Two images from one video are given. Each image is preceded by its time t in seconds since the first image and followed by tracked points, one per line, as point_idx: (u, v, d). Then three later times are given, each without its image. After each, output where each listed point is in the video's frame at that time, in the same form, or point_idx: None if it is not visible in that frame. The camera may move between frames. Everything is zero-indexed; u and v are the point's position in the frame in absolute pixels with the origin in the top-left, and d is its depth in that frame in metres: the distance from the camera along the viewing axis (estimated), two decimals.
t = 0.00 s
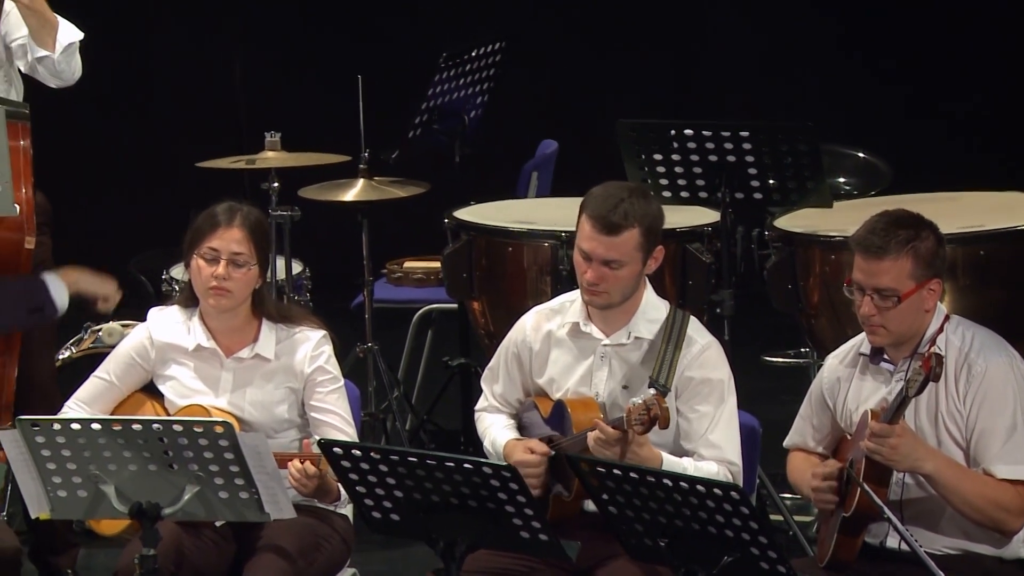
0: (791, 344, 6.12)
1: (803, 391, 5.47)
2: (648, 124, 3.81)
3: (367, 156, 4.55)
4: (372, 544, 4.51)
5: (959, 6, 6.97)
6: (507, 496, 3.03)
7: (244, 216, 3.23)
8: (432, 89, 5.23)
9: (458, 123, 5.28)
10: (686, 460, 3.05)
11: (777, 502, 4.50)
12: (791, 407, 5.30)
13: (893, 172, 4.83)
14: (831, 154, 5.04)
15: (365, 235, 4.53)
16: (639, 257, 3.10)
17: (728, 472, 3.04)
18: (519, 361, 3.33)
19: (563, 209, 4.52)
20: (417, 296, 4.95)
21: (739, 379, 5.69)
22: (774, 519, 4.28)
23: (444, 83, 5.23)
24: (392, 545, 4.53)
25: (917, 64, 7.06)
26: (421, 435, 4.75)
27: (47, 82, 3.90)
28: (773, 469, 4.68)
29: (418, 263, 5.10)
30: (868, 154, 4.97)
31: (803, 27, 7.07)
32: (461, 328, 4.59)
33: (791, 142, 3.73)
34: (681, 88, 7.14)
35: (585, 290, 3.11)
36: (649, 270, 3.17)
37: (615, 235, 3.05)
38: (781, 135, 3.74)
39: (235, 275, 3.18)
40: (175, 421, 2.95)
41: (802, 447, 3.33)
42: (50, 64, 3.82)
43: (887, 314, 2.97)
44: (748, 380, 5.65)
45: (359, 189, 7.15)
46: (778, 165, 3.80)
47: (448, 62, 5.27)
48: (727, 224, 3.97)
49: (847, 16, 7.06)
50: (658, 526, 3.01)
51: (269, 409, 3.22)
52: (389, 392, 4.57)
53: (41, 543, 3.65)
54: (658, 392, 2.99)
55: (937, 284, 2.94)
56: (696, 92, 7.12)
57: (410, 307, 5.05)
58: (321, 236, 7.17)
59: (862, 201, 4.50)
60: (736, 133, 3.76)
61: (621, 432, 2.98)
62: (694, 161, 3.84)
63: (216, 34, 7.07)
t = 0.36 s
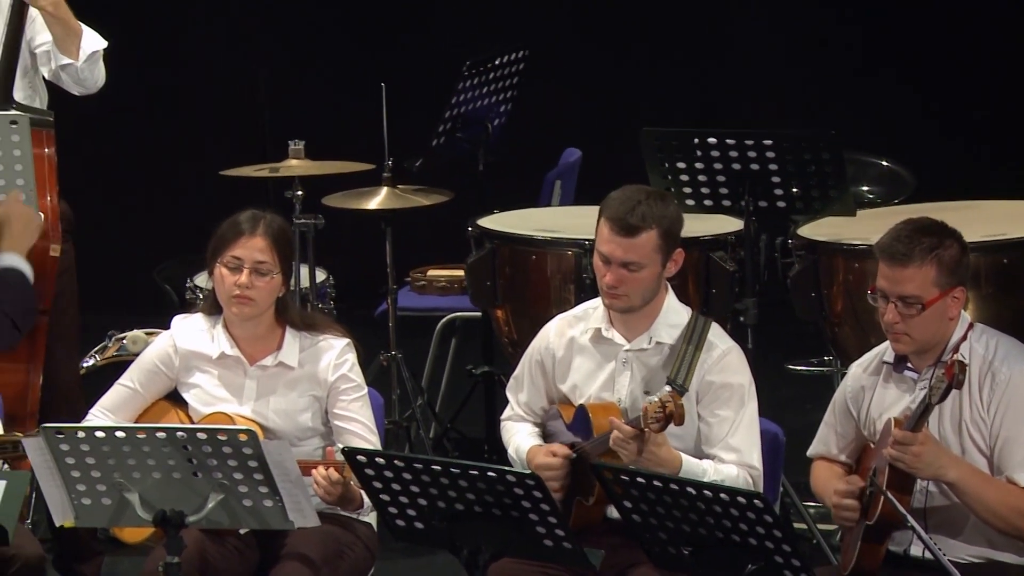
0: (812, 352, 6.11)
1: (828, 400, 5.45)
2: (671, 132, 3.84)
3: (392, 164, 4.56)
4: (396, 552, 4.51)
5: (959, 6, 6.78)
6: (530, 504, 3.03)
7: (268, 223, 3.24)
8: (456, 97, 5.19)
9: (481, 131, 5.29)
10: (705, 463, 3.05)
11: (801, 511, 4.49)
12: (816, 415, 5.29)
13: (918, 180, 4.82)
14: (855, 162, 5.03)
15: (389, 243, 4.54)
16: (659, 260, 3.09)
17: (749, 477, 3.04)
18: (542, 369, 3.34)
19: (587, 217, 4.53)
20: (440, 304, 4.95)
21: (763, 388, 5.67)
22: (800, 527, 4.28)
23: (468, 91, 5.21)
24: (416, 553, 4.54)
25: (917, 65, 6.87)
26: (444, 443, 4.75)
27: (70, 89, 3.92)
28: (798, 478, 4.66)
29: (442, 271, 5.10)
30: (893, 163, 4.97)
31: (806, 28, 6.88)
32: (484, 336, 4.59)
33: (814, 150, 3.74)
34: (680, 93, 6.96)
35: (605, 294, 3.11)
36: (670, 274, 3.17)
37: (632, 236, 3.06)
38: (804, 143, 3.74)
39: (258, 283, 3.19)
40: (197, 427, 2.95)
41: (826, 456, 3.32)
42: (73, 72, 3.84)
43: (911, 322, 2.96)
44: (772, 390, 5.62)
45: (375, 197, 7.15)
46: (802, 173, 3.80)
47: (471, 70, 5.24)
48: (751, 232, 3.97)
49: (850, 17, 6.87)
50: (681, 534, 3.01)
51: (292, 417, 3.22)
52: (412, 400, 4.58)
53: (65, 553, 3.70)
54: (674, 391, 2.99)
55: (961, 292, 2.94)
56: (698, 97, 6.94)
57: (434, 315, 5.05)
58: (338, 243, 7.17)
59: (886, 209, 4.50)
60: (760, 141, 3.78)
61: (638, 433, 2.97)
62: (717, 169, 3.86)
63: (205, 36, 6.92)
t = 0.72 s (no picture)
0: (831, 358, 6.11)
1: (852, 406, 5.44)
2: (695, 139, 3.86)
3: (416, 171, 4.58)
4: (421, 557, 4.52)
5: (959, 6, 6.55)
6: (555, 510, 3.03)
7: (291, 231, 3.24)
8: (480, 103, 5.24)
9: (506, 138, 5.31)
10: (733, 474, 3.05)
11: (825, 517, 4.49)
12: (841, 421, 5.28)
13: (942, 186, 4.83)
14: (878, 169, 5.04)
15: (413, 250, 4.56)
16: (686, 272, 3.10)
17: (774, 486, 3.05)
18: (566, 375, 3.34)
19: (611, 224, 4.54)
20: (464, 310, 4.96)
21: (787, 393, 5.67)
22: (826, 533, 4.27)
23: (492, 98, 5.26)
24: (441, 559, 4.54)
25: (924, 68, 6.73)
26: (469, 449, 4.76)
27: (93, 97, 3.91)
28: (824, 485, 4.65)
29: (466, 277, 5.11)
30: (917, 169, 4.97)
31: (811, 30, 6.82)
32: (509, 343, 4.59)
33: (838, 157, 3.75)
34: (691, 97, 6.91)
35: (634, 306, 3.12)
36: (697, 285, 3.17)
37: (662, 251, 3.06)
38: (828, 150, 3.75)
39: (282, 291, 3.19)
40: (223, 434, 2.94)
41: (850, 463, 3.29)
42: (97, 79, 3.84)
43: (936, 328, 2.95)
44: (796, 398, 5.61)
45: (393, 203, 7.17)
46: (826, 179, 3.81)
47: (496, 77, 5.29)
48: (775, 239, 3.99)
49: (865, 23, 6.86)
50: (705, 540, 3.01)
51: (316, 424, 3.23)
52: (436, 406, 4.59)
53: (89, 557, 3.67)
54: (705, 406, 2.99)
55: (987, 298, 2.94)
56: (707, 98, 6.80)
57: (459, 321, 5.06)
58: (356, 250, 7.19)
59: (912, 216, 4.50)
60: (784, 147, 3.79)
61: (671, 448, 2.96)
62: (742, 176, 3.87)
63: (215, 41, 6.92)
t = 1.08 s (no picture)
0: (857, 367, 6.11)
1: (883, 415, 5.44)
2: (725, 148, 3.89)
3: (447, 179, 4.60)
4: (453, 567, 4.53)
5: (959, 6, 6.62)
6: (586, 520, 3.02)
7: (321, 239, 3.26)
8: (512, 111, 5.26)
9: (537, 146, 5.33)
10: (761, 482, 3.04)
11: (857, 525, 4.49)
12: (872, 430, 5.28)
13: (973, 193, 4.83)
14: (910, 177, 5.04)
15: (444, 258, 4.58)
16: (715, 277, 3.10)
17: (803, 494, 3.04)
18: (597, 385, 3.34)
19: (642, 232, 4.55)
20: (495, 319, 4.97)
21: (817, 402, 5.67)
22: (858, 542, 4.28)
23: (525, 105, 5.28)
24: (473, 569, 4.55)
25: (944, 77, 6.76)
26: (500, 458, 4.77)
27: (122, 105, 3.96)
28: (855, 493, 4.66)
29: (497, 286, 5.12)
30: (948, 177, 4.97)
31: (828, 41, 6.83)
32: (540, 352, 4.61)
33: (869, 166, 3.76)
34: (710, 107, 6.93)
35: (661, 311, 3.12)
36: (725, 292, 3.17)
37: (690, 254, 3.07)
38: (860, 159, 3.76)
39: (312, 300, 3.19)
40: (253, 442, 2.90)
41: (882, 471, 3.29)
42: (125, 87, 3.87)
43: (964, 324, 2.97)
44: (826, 406, 5.62)
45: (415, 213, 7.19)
46: (856, 188, 3.83)
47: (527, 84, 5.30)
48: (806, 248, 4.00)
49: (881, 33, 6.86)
50: (736, 549, 2.99)
51: (347, 433, 3.23)
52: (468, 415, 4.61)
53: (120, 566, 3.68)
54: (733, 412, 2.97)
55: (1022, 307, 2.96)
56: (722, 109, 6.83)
57: (489, 330, 5.07)
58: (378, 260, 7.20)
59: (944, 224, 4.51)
60: (815, 156, 3.81)
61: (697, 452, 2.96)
62: (773, 185, 3.91)
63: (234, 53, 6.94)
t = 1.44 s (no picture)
0: (879, 376, 6.11)
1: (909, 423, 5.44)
2: (754, 156, 3.91)
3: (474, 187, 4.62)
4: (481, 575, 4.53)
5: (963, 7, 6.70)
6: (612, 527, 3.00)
7: (348, 247, 3.26)
8: (540, 120, 5.27)
9: (565, 153, 5.34)
10: (786, 487, 3.04)
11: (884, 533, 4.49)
12: (900, 438, 5.28)
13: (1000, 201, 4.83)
14: (937, 185, 5.05)
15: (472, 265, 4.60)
16: (739, 280, 3.11)
17: (830, 501, 3.04)
18: (624, 392, 3.34)
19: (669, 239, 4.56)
20: (522, 326, 4.98)
21: (844, 410, 5.66)
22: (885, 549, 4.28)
23: (552, 114, 5.29)
24: None
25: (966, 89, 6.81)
26: (527, 466, 4.78)
27: (148, 115, 3.96)
28: (884, 501, 4.66)
29: (524, 293, 5.14)
30: (976, 185, 4.98)
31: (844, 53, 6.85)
32: (567, 360, 4.61)
33: (897, 173, 3.80)
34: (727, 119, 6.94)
35: (685, 314, 3.12)
36: (750, 297, 3.17)
37: (714, 256, 3.08)
38: (888, 167, 3.80)
39: (338, 308, 3.20)
40: (280, 450, 2.87)
41: (909, 477, 3.27)
42: (151, 98, 3.88)
43: (993, 329, 2.98)
44: (853, 414, 5.62)
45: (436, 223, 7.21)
46: (884, 197, 3.86)
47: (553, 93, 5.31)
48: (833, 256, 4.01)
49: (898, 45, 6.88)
50: (763, 557, 2.97)
51: (373, 441, 3.23)
52: (495, 423, 4.62)
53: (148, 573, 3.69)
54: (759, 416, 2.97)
55: None
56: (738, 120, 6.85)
57: (517, 338, 5.08)
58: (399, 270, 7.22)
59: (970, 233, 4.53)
60: (842, 163, 3.83)
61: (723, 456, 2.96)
62: (800, 193, 3.91)
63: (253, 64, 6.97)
